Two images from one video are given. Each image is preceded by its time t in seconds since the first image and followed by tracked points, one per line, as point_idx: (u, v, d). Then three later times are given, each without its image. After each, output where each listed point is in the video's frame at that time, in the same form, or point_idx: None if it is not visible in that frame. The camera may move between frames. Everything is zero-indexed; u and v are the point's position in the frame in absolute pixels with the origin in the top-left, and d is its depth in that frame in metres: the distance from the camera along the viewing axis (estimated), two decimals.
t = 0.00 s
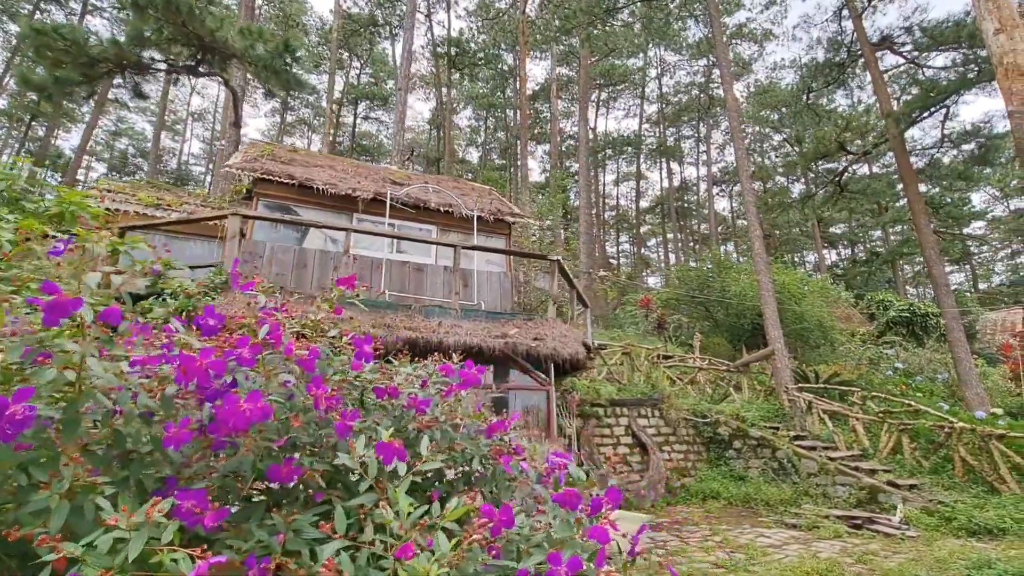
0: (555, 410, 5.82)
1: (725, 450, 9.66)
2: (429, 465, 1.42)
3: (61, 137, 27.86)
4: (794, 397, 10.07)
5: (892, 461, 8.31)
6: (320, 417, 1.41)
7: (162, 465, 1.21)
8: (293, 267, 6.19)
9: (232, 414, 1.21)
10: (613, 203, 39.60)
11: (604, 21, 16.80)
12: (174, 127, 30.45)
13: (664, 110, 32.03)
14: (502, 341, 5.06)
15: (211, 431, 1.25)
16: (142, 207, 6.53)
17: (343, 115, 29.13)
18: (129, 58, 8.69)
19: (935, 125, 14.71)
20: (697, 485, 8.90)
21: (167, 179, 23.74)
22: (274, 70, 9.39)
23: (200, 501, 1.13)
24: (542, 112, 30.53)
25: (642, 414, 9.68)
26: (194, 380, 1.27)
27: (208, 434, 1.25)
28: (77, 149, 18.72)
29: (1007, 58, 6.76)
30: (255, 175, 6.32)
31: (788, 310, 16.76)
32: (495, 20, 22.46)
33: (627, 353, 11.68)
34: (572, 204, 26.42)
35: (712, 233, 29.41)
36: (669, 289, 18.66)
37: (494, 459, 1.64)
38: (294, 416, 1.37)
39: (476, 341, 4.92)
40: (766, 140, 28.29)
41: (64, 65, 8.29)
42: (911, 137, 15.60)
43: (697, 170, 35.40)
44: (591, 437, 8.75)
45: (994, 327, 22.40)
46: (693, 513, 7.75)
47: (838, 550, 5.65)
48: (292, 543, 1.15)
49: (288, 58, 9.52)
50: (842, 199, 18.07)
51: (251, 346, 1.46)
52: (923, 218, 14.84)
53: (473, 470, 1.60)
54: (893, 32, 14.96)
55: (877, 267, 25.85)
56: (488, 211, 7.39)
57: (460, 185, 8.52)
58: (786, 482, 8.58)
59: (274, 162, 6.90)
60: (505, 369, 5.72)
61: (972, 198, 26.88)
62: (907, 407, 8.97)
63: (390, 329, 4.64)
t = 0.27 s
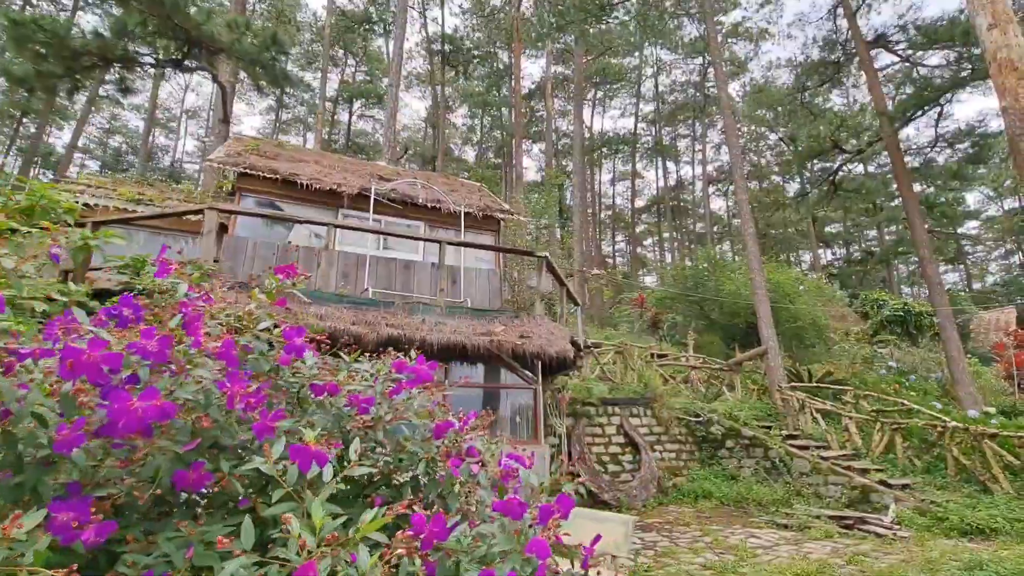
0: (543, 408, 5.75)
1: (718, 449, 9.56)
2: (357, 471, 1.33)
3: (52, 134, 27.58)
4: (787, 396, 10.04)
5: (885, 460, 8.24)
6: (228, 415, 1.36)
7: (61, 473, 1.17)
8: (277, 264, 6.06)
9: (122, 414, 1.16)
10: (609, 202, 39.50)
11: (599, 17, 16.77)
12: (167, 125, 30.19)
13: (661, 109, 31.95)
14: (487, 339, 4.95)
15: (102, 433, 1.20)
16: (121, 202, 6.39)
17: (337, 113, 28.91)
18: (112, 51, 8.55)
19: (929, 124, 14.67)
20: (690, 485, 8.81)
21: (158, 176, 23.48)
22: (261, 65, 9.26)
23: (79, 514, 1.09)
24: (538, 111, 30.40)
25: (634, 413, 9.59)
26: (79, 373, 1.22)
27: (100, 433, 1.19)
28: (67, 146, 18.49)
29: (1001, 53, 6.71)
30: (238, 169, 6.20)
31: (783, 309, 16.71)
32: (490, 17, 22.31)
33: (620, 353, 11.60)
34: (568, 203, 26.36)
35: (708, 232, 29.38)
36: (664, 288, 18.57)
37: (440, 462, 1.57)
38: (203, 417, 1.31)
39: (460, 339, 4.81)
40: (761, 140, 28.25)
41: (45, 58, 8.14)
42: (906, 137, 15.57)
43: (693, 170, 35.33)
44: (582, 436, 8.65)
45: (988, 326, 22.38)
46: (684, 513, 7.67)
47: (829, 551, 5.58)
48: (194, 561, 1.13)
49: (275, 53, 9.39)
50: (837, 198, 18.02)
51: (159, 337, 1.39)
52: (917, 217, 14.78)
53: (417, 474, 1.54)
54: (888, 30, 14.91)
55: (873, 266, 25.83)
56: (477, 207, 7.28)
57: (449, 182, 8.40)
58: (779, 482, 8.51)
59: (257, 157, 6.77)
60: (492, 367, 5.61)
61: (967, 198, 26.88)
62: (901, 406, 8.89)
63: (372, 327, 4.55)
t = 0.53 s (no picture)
0: (532, 406, 5.59)
1: (711, 448, 9.48)
2: (279, 467, 1.22)
3: (44, 129, 27.28)
4: (781, 395, 9.97)
5: (879, 459, 8.18)
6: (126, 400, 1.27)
7: None
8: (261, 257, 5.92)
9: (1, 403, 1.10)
10: (605, 201, 39.42)
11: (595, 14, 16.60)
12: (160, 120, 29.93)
13: (657, 108, 31.88)
14: (474, 334, 4.83)
15: None
16: (101, 193, 6.24)
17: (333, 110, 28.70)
18: (96, 40, 8.37)
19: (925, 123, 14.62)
20: (683, 484, 8.71)
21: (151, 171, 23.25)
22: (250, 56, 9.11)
23: None
24: (534, 109, 30.28)
25: (627, 411, 9.50)
26: None
27: None
28: (57, 140, 18.27)
29: (998, 48, 6.63)
30: (221, 160, 6.05)
31: (778, 308, 16.67)
32: (486, 13, 22.18)
33: (614, 351, 11.52)
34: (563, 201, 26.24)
35: (704, 232, 29.35)
36: (659, 286, 18.50)
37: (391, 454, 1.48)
38: (100, 404, 1.24)
39: (446, 334, 4.70)
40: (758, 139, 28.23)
41: (26, 46, 7.95)
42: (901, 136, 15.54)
43: (689, 169, 35.29)
44: (574, 434, 8.55)
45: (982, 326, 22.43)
46: (676, 512, 7.58)
47: (823, 551, 5.50)
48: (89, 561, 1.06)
49: (264, 44, 9.23)
50: (832, 196, 17.99)
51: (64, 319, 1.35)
52: (913, 217, 14.71)
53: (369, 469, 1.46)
54: (884, 28, 14.83)
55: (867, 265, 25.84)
56: (467, 201, 7.17)
57: (440, 175, 8.27)
58: (772, 480, 8.44)
59: (243, 148, 6.62)
60: (480, 363, 5.46)
61: (961, 198, 26.93)
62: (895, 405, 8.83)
63: (355, 322, 4.42)
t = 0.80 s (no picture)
0: (520, 404, 5.43)
1: (703, 446, 9.40)
2: (177, 476, 1.10)
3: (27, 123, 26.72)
4: (772, 392, 9.89)
5: (871, 457, 8.13)
6: None
7: None
8: (241, 250, 5.75)
9: None
10: (598, 199, 39.39)
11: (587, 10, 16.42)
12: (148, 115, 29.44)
13: (650, 106, 31.82)
14: (460, 329, 4.67)
15: None
16: (74, 184, 6.00)
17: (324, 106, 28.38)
18: (72, 27, 8.10)
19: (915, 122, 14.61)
20: (674, 483, 8.61)
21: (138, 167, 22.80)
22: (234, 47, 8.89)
23: None
24: (527, 106, 30.12)
25: (618, 409, 9.38)
26: None
27: None
28: (40, 134, 17.88)
29: (993, 42, 6.56)
30: (199, 150, 5.83)
31: (769, 306, 16.67)
32: (478, 9, 21.97)
33: (605, 348, 11.42)
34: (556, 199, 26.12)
35: (696, 230, 29.37)
36: (651, 284, 18.44)
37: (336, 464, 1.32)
38: None
39: (431, 329, 4.54)
40: (749, 138, 28.26)
41: None
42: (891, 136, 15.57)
43: (682, 168, 35.30)
44: (564, 433, 8.42)
45: (970, 325, 22.61)
46: (667, 511, 7.48)
47: (816, 551, 5.41)
48: None
49: (248, 34, 9.02)
50: (823, 194, 18.02)
51: None
52: (904, 216, 14.67)
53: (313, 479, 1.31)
54: (875, 26, 14.81)
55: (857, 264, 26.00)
56: (455, 194, 7.01)
57: (429, 169, 8.10)
58: (764, 479, 8.36)
59: (223, 138, 6.39)
60: (467, 359, 5.29)
61: (950, 198, 27.13)
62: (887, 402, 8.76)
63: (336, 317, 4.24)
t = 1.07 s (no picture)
0: (498, 404, 5.28)
1: (685, 445, 9.39)
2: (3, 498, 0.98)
3: None
4: (754, 391, 9.94)
5: (851, 455, 8.15)
6: None
7: None
8: (210, 244, 5.54)
9: None
10: (584, 199, 39.40)
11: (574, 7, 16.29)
12: (125, 108, 28.63)
13: (636, 106, 31.86)
14: (436, 326, 4.53)
15: None
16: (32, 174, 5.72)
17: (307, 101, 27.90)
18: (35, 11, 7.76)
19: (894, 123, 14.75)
20: (657, 481, 8.57)
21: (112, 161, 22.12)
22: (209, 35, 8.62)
23: None
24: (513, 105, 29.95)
25: (601, 408, 9.30)
26: None
27: None
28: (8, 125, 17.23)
29: (973, 42, 6.59)
30: (165, 139, 5.60)
31: (752, 305, 16.76)
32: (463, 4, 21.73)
33: (589, 347, 11.35)
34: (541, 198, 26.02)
35: (681, 230, 29.50)
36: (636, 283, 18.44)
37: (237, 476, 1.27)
38: None
39: (405, 326, 4.38)
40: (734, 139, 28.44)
41: None
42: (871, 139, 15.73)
43: (667, 168, 35.44)
44: (546, 433, 8.31)
45: (946, 325, 23.04)
46: (649, 512, 7.42)
47: (796, 551, 5.36)
48: None
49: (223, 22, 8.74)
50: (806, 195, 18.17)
51: None
52: (884, 219, 14.69)
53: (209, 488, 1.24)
54: (857, 28, 14.92)
55: (838, 265, 26.35)
56: (434, 189, 6.83)
57: (410, 164, 7.91)
58: (746, 478, 8.34)
59: (191, 127, 6.15)
60: (445, 357, 5.14)
61: (927, 201, 27.63)
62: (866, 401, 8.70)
63: (305, 313, 4.06)
